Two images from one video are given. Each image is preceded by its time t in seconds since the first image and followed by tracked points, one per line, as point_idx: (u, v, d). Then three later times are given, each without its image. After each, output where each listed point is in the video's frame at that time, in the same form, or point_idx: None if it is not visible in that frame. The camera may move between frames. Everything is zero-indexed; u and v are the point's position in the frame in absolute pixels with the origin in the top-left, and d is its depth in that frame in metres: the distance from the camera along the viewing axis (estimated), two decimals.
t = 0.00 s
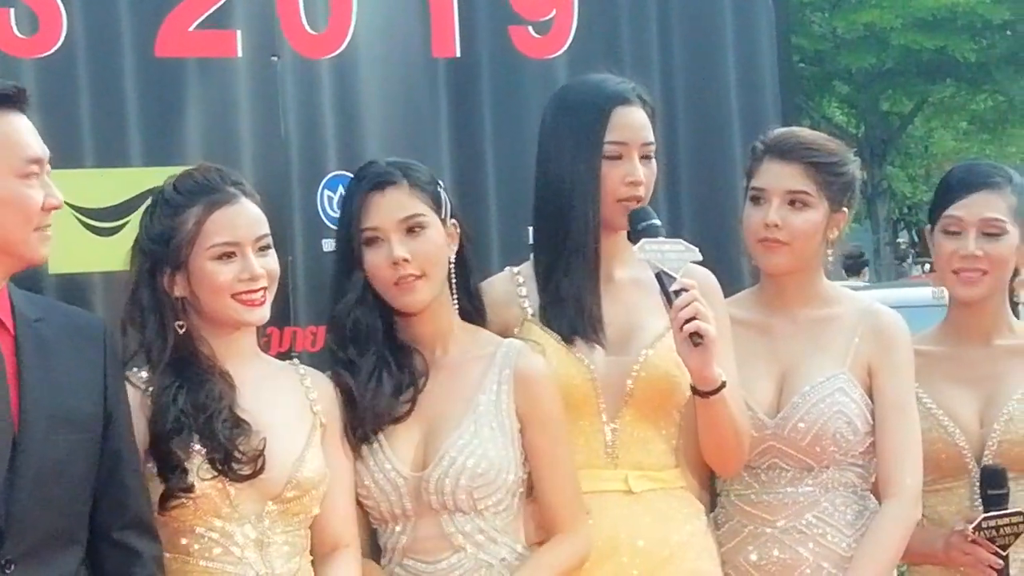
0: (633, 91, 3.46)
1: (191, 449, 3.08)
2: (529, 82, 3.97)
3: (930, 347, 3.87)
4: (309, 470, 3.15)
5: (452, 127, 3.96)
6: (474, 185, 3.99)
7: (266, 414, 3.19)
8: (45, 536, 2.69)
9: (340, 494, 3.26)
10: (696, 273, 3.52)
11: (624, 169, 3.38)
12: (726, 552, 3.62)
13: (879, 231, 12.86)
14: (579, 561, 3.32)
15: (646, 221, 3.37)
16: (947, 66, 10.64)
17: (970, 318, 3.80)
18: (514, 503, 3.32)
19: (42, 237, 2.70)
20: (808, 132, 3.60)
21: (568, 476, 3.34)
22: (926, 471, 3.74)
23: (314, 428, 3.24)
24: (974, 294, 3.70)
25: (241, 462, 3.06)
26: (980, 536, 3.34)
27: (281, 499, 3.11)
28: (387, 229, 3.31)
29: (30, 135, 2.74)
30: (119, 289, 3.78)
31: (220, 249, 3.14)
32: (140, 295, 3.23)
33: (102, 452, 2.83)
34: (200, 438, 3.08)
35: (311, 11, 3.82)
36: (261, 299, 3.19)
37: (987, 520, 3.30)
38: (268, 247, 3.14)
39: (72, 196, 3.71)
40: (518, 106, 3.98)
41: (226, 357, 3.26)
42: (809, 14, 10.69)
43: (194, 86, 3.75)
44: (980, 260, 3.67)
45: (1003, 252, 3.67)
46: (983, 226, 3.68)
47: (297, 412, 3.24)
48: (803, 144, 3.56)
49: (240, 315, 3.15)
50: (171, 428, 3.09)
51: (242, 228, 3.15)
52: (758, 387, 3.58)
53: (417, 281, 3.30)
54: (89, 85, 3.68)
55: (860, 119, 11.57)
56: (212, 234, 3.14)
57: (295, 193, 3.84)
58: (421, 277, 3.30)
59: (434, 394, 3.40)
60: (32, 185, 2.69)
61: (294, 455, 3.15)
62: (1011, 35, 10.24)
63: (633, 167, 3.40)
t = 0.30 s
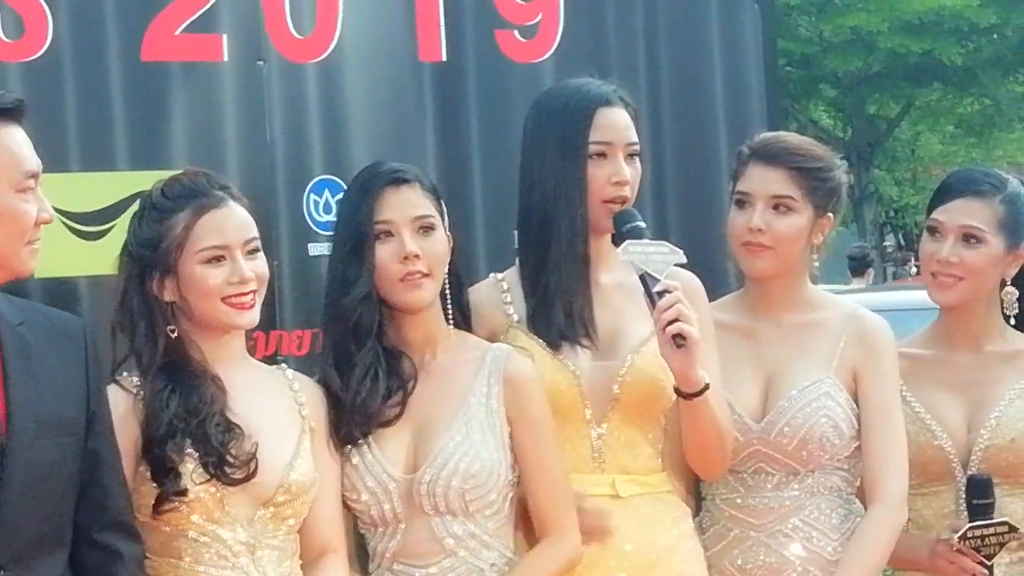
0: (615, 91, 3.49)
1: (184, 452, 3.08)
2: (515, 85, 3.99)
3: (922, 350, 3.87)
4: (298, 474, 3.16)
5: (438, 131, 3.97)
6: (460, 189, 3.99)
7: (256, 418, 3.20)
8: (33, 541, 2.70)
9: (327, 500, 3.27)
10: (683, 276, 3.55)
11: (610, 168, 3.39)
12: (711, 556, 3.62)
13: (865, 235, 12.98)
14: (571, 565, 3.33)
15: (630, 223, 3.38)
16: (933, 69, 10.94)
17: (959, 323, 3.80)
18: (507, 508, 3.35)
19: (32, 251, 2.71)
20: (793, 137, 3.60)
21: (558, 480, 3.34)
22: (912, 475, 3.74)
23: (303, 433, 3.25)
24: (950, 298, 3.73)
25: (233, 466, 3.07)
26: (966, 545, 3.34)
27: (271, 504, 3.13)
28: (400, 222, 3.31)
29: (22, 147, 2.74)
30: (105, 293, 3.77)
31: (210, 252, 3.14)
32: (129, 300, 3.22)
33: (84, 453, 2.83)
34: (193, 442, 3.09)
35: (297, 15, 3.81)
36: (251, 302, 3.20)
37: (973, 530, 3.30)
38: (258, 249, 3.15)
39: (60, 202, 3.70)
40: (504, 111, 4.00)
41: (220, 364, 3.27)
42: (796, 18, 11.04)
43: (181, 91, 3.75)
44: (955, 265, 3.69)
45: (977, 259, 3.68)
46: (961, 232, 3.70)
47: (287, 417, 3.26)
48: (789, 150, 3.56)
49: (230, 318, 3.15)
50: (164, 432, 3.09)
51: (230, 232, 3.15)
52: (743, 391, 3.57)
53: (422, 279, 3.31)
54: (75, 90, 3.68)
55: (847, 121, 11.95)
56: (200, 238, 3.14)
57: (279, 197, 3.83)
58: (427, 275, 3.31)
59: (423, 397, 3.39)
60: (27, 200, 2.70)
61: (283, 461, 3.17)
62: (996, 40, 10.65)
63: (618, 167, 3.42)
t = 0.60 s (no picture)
0: (595, 91, 3.50)
1: (170, 449, 3.08)
2: (500, 82, 3.99)
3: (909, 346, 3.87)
4: (284, 473, 3.16)
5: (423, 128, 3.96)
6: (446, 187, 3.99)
7: (241, 416, 3.20)
8: (20, 541, 2.69)
9: (313, 499, 3.26)
10: (664, 278, 3.53)
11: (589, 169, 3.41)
12: (695, 554, 3.62)
13: (851, 230, 12.95)
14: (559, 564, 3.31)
15: (613, 223, 3.36)
16: (920, 67, 11.05)
17: (946, 321, 3.80)
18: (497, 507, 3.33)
19: (13, 248, 2.66)
20: (778, 136, 3.60)
21: (543, 479, 3.34)
22: (897, 472, 3.74)
23: (289, 432, 3.24)
24: (939, 295, 3.72)
25: (218, 464, 3.07)
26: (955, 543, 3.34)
27: (257, 502, 3.13)
28: (411, 220, 3.31)
29: (1, 144, 2.68)
30: (90, 291, 3.78)
31: (197, 252, 3.14)
32: (116, 298, 3.22)
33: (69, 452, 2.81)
34: (178, 439, 3.09)
35: (281, 12, 3.81)
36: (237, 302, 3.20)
37: (962, 528, 3.29)
38: (246, 251, 3.15)
39: (44, 199, 3.70)
40: (489, 108, 4.00)
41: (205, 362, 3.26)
42: (781, 15, 11.23)
43: (165, 89, 3.75)
44: (944, 263, 3.68)
45: (965, 256, 3.67)
46: (951, 229, 3.70)
47: (274, 415, 3.26)
48: (773, 148, 3.56)
49: (217, 318, 3.15)
50: (149, 429, 3.09)
51: (219, 232, 3.15)
52: (726, 389, 3.58)
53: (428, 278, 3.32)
54: (58, 87, 3.67)
55: (831, 118, 12.04)
56: (188, 238, 3.14)
57: (264, 196, 3.82)
58: (433, 274, 3.33)
59: (420, 396, 3.37)
60: (10, 197, 2.65)
61: (268, 460, 3.17)
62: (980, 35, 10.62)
63: (597, 167, 3.44)
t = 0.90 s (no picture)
0: (574, 93, 3.50)
1: (144, 450, 3.09)
2: (481, 83, 4.00)
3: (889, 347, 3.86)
4: (262, 474, 3.13)
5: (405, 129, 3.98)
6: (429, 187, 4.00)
7: (219, 417, 3.18)
8: None
9: (294, 500, 3.24)
10: (638, 283, 3.52)
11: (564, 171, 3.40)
12: (676, 556, 3.61)
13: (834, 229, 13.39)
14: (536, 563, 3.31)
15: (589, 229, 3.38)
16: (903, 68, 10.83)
17: (927, 322, 3.79)
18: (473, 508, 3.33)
19: None
20: (774, 142, 3.61)
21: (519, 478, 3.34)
22: (878, 473, 3.73)
23: (268, 433, 3.22)
24: (924, 296, 3.71)
25: (193, 466, 3.07)
26: (936, 546, 3.32)
27: (235, 504, 3.11)
28: (404, 227, 3.29)
29: None
30: (72, 293, 3.77)
31: (183, 250, 3.13)
32: (99, 293, 3.22)
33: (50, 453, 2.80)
34: (153, 440, 3.09)
35: (263, 13, 3.81)
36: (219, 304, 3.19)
37: (942, 531, 3.28)
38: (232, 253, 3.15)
39: (24, 200, 3.69)
40: (471, 110, 4.01)
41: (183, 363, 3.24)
42: (766, 17, 11.03)
43: (147, 89, 3.75)
44: (930, 264, 3.68)
45: (954, 257, 3.67)
46: (935, 230, 3.69)
47: (255, 418, 3.23)
48: (772, 152, 3.57)
49: (197, 318, 3.14)
50: (124, 430, 3.10)
51: (205, 231, 3.14)
52: (706, 390, 3.58)
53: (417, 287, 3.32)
54: (40, 87, 3.67)
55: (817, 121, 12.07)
56: (175, 235, 3.13)
57: (246, 195, 3.83)
58: (422, 281, 3.32)
59: (399, 398, 3.35)
60: None
61: (247, 460, 3.14)
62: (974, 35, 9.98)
63: (574, 169, 3.42)
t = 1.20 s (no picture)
0: (547, 91, 3.49)
1: (109, 453, 3.07)
2: (459, 82, 4.00)
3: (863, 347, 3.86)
4: (233, 474, 3.10)
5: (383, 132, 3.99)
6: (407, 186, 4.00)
7: (190, 417, 3.15)
8: None
9: (272, 499, 3.20)
10: (613, 282, 3.50)
11: (539, 169, 3.40)
12: (653, 555, 3.59)
13: (814, 230, 13.52)
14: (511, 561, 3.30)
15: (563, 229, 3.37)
16: (885, 68, 11.38)
17: (902, 323, 3.78)
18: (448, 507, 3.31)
19: None
20: (752, 142, 3.61)
21: (493, 477, 3.33)
22: (856, 473, 3.73)
23: (240, 432, 3.19)
24: (915, 299, 3.69)
25: (160, 467, 3.05)
26: (915, 544, 3.30)
27: (205, 504, 3.08)
28: (379, 231, 3.28)
29: None
30: (47, 291, 3.77)
31: (166, 245, 3.12)
32: (77, 286, 3.20)
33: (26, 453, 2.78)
34: (119, 441, 3.07)
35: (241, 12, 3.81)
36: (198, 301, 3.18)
37: (921, 529, 3.26)
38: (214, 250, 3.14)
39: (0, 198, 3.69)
40: (448, 110, 4.00)
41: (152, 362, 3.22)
42: (746, 18, 11.65)
43: (123, 87, 3.75)
44: (926, 265, 3.65)
45: (946, 257, 3.67)
46: (929, 231, 3.67)
47: (224, 416, 3.19)
48: (753, 153, 3.57)
49: (177, 314, 3.13)
50: (88, 430, 3.08)
51: (188, 227, 3.14)
52: (684, 390, 3.57)
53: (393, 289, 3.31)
54: (16, 85, 3.67)
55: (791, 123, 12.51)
56: (159, 230, 3.12)
57: (223, 196, 3.82)
58: (396, 284, 3.31)
59: (371, 397, 3.33)
60: None
61: (217, 459, 3.11)
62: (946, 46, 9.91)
63: (548, 167, 3.42)
